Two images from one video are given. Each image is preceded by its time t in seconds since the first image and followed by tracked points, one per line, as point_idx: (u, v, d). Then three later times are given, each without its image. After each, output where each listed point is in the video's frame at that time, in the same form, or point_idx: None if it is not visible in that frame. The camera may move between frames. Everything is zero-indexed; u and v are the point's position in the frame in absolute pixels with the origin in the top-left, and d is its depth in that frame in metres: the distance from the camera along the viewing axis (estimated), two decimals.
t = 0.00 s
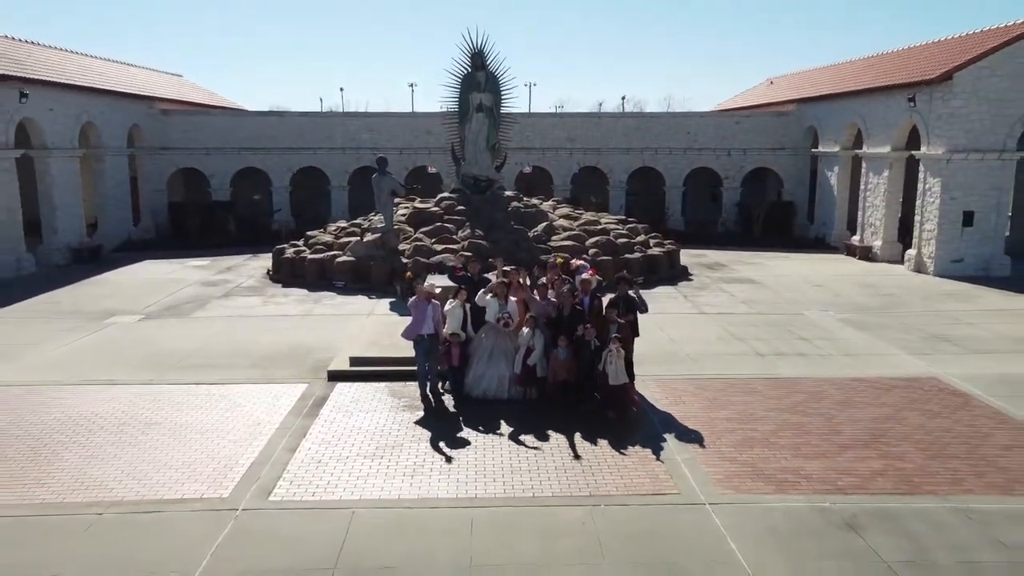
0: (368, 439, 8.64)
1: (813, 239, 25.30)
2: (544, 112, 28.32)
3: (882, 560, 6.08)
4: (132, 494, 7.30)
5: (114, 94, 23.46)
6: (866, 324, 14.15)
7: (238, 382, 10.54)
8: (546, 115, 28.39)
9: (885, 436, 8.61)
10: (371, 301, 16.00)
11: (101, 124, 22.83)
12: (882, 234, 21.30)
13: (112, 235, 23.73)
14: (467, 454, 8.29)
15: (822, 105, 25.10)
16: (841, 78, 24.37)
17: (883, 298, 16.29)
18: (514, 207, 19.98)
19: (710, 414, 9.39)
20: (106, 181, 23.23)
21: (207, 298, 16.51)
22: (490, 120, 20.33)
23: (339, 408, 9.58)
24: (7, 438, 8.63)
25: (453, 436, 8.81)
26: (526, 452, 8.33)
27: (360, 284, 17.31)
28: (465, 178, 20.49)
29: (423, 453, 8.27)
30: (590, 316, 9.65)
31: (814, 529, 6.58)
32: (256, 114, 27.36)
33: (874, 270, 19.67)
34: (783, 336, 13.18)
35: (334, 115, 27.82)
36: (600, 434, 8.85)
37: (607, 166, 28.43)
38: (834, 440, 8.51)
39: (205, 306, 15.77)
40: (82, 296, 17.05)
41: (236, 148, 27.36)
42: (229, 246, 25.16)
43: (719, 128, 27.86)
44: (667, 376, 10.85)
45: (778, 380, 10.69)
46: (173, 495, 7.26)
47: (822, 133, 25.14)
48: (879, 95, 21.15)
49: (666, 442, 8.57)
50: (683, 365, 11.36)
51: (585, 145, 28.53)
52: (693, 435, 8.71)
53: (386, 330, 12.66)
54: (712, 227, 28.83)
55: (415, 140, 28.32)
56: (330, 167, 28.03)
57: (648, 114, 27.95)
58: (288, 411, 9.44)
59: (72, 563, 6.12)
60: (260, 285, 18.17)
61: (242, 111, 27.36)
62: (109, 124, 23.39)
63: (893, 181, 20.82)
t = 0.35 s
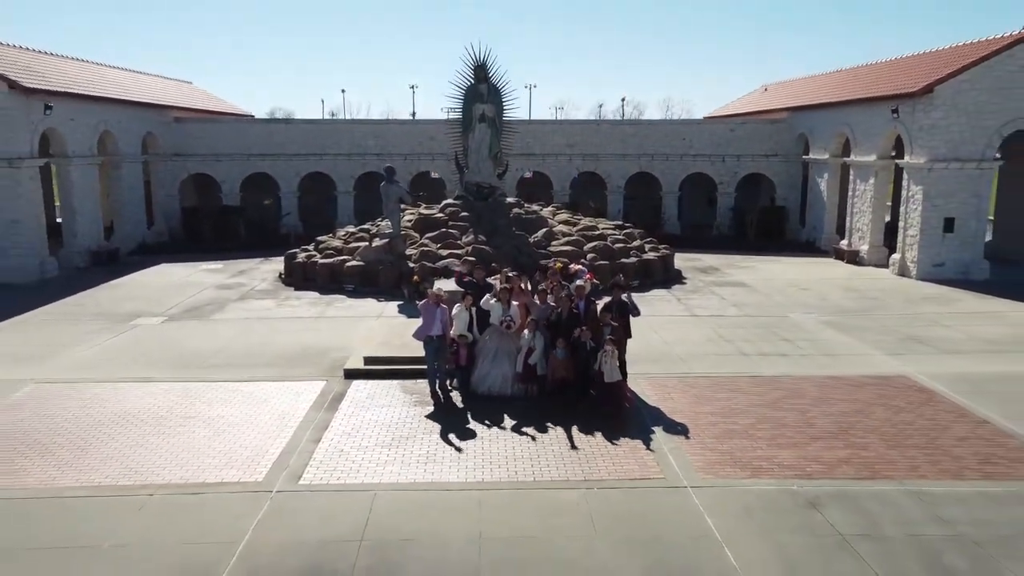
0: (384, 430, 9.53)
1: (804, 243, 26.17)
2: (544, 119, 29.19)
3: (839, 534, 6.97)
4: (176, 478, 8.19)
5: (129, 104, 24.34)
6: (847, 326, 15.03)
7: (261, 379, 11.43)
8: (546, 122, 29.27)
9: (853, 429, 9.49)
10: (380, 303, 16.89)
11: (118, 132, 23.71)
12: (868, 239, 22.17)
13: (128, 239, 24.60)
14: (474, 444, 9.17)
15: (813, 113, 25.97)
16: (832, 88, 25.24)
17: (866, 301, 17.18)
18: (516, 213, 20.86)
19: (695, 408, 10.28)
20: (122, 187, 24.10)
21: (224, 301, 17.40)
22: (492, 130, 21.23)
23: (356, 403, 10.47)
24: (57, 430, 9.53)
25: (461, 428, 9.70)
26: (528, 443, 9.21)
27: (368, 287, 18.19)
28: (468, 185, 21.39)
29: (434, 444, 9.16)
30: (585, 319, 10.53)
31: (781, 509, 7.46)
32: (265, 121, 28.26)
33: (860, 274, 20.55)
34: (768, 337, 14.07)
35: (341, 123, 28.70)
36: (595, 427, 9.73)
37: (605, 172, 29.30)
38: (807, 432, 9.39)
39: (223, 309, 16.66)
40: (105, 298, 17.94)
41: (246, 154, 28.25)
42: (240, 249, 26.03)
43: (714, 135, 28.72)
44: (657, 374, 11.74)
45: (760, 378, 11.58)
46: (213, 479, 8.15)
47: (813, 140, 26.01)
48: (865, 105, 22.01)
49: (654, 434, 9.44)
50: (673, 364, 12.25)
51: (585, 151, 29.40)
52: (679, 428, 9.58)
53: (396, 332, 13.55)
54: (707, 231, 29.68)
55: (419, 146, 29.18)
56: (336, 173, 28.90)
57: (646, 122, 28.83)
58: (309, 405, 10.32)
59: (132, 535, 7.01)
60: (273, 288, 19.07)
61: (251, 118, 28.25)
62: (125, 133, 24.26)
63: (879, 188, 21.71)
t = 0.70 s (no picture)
0: (399, 422, 10.42)
1: (796, 245, 27.04)
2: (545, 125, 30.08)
3: (809, 511, 7.85)
4: (215, 463, 9.09)
5: (145, 112, 25.23)
6: (831, 326, 15.92)
7: (283, 375, 12.32)
8: (547, 129, 30.15)
9: (829, 420, 10.37)
10: (390, 305, 17.76)
11: (134, 139, 24.58)
12: (856, 242, 23.04)
13: (144, 241, 25.47)
14: (482, 434, 10.06)
15: (805, 121, 26.86)
16: (823, 97, 26.12)
17: (851, 302, 18.06)
18: (518, 218, 21.75)
19: (685, 402, 11.16)
20: (138, 192, 24.97)
21: (241, 302, 18.28)
22: (496, 138, 22.15)
23: (373, 397, 11.36)
24: (101, 421, 10.42)
25: (470, 420, 10.59)
26: (532, 433, 10.09)
27: (378, 289, 19.06)
28: (473, 191, 22.29)
29: (445, 434, 10.05)
30: (583, 319, 11.42)
31: (760, 490, 8.34)
32: (275, 128, 29.14)
33: (848, 276, 21.43)
34: (756, 337, 14.96)
35: (348, 129, 29.59)
36: (593, 419, 10.60)
37: (604, 177, 30.18)
38: (786, 423, 10.27)
39: (241, 310, 17.54)
40: (127, 300, 18.82)
41: (256, 159, 29.14)
42: (251, 252, 26.91)
43: (710, 141, 29.59)
44: (651, 370, 12.62)
45: (746, 375, 12.46)
46: (248, 464, 9.05)
47: (805, 147, 26.89)
48: (853, 114, 22.88)
49: (647, 424, 10.31)
50: (666, 362, 13.14)
51: (584, 156, 30.27)
52: (670, 419, 10.45)
53: (406, 332, 14.43)
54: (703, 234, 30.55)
55: (423, 152, 30.04)
56: (343, 178, 29.77)
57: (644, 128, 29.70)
58: (329, 399, 11.21)
59: (183, 511, 7.89)
60: (287, 289, 19.95)
61: (261, 125, 29.13)
62: (141, 139, 25.14)
63: (867, 194, 22.59)
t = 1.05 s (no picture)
0: (414, 409, 11.30)
1: (790, 246, 27.90)
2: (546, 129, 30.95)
3: (787, 488, 8.72)
4: (249, 446, 9.98)
5: (160, 117, 26.09)
6: (819, 323, 16.79)
7: (304, 368, 13.21)
8: (548, 133, 31.02)
9: (810, 409, 11.25)
10: (399, 303, 18.63)
11: (150, 144, 25.45)
12: (847, 243, 23.91)
13: (159, 242, 26.35)
14: (490, 420, 10.94)
15: (798, 125, 27.72)
16: (816, 102, 27.00)
17: (840, 301, 18.92)
18: (521, 220, 22.62)
19: (678, 392, 12.04)
20: (154, 195, 25.84)
21: (257, 301, 19.16)
22: (499, 143, 23.06)
23: (388, 388, 12.25)
24: (139, 409, 11.31)
25: (479, 408, 11.47)
26: (536, 420, 10.96)
27: (387, 288, 19.93)
28: (477, 194, 23.20)
29: (457, 420, 10.92)
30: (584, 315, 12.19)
31: (744, 470, 9.21)
32: (284, 132, 30.03)
33: (838, 276, 22.29)
34: (747, 333, 15.84)
35: (355, 132, 30.47)
36: (592, 407, 11.46)
37: (604, 179, 31.05)
38: (771, 411, 11.15)
39: (258, 308, 18.43)
40: (148, 298, 19.71)
41: (266, 163, 30.03)
42: (262, 253, 27.77)
43: (706, 145, 30.47)
44: (647, 364, 13.50)
45: (736, 368, 13.34)
46: (279, 447, 9.93)
47: (798, 150, 27.74)
48: (844, 120, 23.74)
49: (642, 412, 11.18)
50: (661, 356, 14.03)
51: (585, 159, 31.13)
52: (664, 408, 11.33)
53: (417, 328, 15.32)
54: (701, 235, 31.41)
55: (428, 154, 30.92)
56: (351, 180, 30.64)
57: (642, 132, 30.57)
58: (349, 390, 12.10)
59: (224, 487, 8.78)
60: (300, 289, 20.84)
61: (271, 129, 30.02)
62: (156, 144, 26.01)
63: (856, 197, 23.47)
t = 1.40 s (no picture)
0: (428, 397, 12.22)
1: (784, 246, 28.81)
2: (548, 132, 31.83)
3: (770, 465, 9.63)
4: (278, 429, 10.89)
5: (175, 121, 27.00)
6: (808, 319, 17.70)
7: (323, 360, 14.12)
8: (549, 135, 31.90)
9: (794, 397, 12.17)
10: (408, 300, 19.55)
11: (166, 147, 26.35)
12: (839, 244, 24.81)
13: (174, 242, 27.23)
14: (499, 407, 11.86)
15: (792, 129, 28.62)
16: (809, 107, 27.90)
17: (829, 299, 19.83)
18: (524, 221, 23.53)
19: (673, 382, 12.95)
20: (169, 196, 26.72)
21: (273, 299, 20.07)
22: (503, 146, 23.97)
23: (403, 378, 13.17)
24: (174, 396, 12.22)
25: (488, 396, 12.38)
26: (541, 407, 11.86)
27: (397, 286, 20.84)
28: (482, 196, 24.10)
29: (468, 407, 11.83)
30: (586, 311, 13.07)
31: (732, 451, 10.10)
32: (294, 135, 30.92)
33: (829, 275, 23.18)
34: (739, 329, 16.75)
35: (362, 135, 31.38)
36: (593, 396, 12.35)
37: (604, 181, 31.94)
38: (758, 399, 12.04)
39: (274, 305, 19.34)
40: (169, 296, 20.62)
41: (276, 165, 30.92)
42: (273, 252, 28.66)
43: (704, 148, 31.35)
44: (644, 356, 14.41)
45: (727, 360, 14.25)
46: (306, 430, 10.84)
47: (792, 153, 28.64)
48: (835, 124, 24.64)
49: (640, 400, 12.08)
50: (657, 349, 14.94)
51: (585, 162, 32.03)
52: (659, 396, 12.23)
53: (427, 324, 16.23)
54: (698, 235, 32.30)
55: (434, 157, 31.83)
56: (358, 182, 31.55)
57: (641, 135, 31.46)
58: (366, 379, 13.00)
59: (259, 465, 9.68)
60: (312, 287, 21.75)
61: (281, 132, 30.91)
62: (171, 147, 26.91)
63: (847, 199, 24.37)
